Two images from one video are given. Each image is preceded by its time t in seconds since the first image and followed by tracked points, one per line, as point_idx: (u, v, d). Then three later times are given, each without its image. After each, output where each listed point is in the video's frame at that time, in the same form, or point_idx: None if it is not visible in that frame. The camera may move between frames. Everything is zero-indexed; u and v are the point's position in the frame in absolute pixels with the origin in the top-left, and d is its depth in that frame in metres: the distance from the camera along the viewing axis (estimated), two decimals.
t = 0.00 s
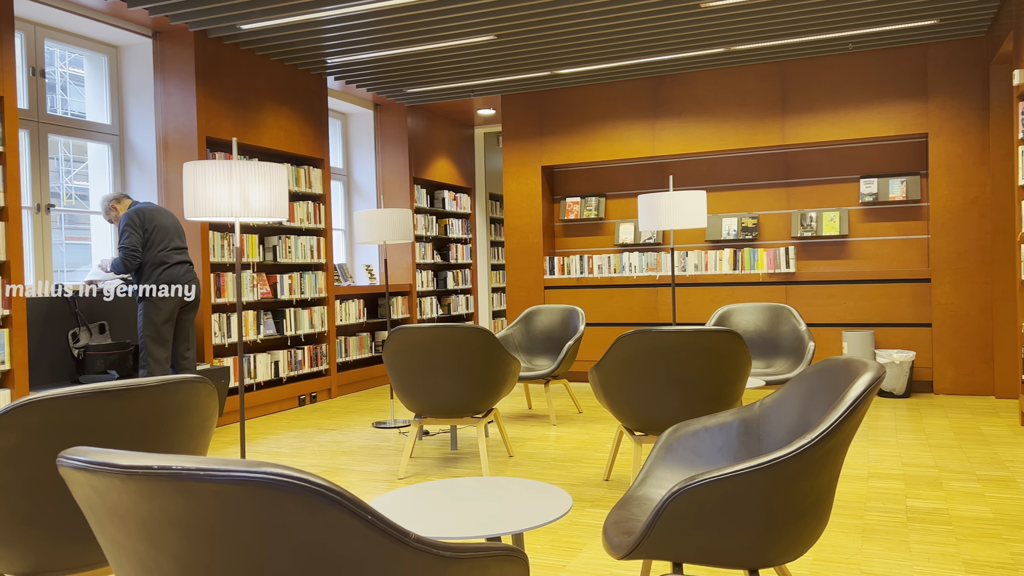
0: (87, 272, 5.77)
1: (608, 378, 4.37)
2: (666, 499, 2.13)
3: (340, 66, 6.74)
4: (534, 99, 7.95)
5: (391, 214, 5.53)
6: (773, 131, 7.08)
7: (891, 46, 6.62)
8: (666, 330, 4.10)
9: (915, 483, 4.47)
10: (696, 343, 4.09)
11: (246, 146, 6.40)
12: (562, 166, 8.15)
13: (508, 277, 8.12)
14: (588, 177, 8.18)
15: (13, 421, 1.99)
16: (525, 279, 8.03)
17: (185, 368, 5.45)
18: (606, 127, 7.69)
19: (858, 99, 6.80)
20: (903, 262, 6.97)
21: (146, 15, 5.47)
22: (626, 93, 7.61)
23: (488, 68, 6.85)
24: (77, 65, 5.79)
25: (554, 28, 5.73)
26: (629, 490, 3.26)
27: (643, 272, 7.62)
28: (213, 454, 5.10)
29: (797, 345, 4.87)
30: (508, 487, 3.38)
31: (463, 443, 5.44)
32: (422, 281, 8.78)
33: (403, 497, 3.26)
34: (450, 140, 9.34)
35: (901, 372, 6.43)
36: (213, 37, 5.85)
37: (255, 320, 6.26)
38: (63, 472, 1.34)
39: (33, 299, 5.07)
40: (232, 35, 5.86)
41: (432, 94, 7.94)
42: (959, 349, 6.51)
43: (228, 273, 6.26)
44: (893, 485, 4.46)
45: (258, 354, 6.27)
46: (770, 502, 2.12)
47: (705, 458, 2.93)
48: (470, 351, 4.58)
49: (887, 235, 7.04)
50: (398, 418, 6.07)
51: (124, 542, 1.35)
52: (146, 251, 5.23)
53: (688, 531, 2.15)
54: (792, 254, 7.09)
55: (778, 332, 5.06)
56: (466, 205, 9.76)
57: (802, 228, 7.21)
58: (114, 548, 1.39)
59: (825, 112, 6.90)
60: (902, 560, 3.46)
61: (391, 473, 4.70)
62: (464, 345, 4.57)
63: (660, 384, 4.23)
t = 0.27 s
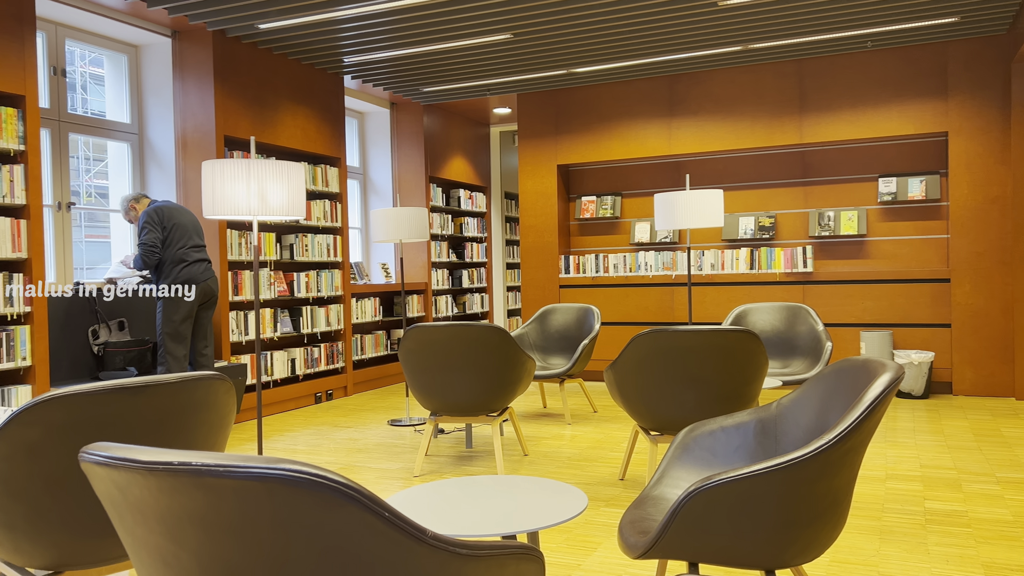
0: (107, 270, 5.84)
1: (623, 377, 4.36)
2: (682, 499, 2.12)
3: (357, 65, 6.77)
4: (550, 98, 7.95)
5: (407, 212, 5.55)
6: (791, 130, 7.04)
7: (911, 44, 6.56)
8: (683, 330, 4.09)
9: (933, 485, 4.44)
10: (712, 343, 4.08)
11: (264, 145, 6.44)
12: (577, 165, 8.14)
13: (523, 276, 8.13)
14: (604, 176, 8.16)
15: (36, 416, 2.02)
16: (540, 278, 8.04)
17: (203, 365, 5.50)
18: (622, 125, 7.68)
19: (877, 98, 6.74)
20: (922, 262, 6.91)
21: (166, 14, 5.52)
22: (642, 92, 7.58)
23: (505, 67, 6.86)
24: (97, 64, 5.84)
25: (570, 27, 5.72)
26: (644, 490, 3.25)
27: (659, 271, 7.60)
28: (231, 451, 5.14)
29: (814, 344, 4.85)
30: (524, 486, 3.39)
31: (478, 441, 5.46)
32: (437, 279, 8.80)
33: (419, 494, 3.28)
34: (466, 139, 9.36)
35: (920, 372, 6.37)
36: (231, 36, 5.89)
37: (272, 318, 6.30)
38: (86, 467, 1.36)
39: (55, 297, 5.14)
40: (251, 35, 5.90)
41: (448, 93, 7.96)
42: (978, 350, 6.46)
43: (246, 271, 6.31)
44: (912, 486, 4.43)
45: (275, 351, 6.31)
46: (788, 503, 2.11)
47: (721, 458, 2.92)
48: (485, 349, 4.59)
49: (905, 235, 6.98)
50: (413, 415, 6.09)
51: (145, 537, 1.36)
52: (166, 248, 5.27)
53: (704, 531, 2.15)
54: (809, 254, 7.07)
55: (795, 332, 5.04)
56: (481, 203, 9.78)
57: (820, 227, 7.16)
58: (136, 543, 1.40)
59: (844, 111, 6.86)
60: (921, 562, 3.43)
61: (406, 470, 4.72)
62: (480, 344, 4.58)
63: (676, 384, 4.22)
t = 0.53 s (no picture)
0: (127, 267, 5.89)
1: (640, 377, 4.36)
2: (699, 499, 2.12)
3: (375, 64, 6.79)
4: (567, 97, 7.94)
5: (424, 211, 5.56)
6: (810, 129, 6.99)
7: (932, 41, 6.50)
8: (700, 329, 4.08)
9: (953, 486, 4.39)
10: (730, 343, 4.06)
11: (282, 144, 6.48)
12: (594, 163, 8.13)
13: (540, 274, 8.13)
14: (622, 174, 8.14)
15: (58, 412, 2.05)
16: (557, 277, 8.04)
17: (222, 362, 5.54)
18: (639, 124, 7.66)
19: (897, 96, 6.68)
20: (942, 261, 6.84)
21: (185, 14, 5.56)
22: (660, 90, 7.56)
23: (522, 66, 6.86)
24: (118, 63, 5.90)
25: (588, 25, 5.71)
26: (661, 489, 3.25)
27: (676, 270, 7.58)
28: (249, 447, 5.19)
29: (833, 345, 4.82)
30: (541, 484, 3.39)
31: (494, 439, 5.47)
32: (453, 278, 8.82)
33: (436, 492, 3.29)
34: (483, 138, 9.36)
35: (940, 373, 6.31)
36: (251, 35, 5.93)
37: (290, 316, 6.34)
38: (108, 462, 1.38)
39: (76, 295, 5.19)
40: (270, 34, 5.93)
41: (465, 92, 7.98)
42: (1000, 350, 6.39)
43: (264, 269, 6.35)
44: (931, 488, 4.39)
45: (293, 349, 6.35)
46: (805, 503, 2.09)
47: (739, 458, 2.90)
48: (502, 347, 4.59)
49: (926, 234, 6.91)
50: (430, 413, 6.11)
51: (166, 531, 1.38)
52: (184, 246, 5.30)
53: (723, 531, 2.14)
54: (828, 253, 7.03)
55: (813, 332, 5.01)
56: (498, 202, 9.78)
57: (839, 226, 7.11)
58: (157, 539, 1.42)
59: (864, 109, 6.80)
60: (940, 564, 3.40)
61: (423, 468, 4.74)
62: (496, 342, 4.59)
63: (693, 383, 4.20)
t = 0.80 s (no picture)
0: (147, 263, 5.95)
1: (657, 375, 4.34)
2: (718, 498, 2.11)
3: (393, 62, 6.82)
4: (585, 95, 7.93)
5: (442, 209, 5.57)
6: (830, 126, 6.94)
7: (955, 39, 6.43)
8: (718, 328, 4.06)
9: (975, 488, 4.35)
10: (748, 342, 4.04)
11: (301, 142, 6.52)
12: (612, 161, 8.12)
13: (557, 273, 8.14)
14: (639, 172, 8.12)
15: (81, 406, 2.08)
16: (574, 275, 8.04)
17: (242, 358, 5.59)
18: (657, 122, 7.63)
19: (919, 94, 6.62)
20: (964, 261, 6.77)
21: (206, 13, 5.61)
22: (678, 88, 7.54)
23: (540, 64, 6.86)
24: (139, 62, 5.96)
25: (607, 23, 5.70)
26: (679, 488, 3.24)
27: (694, 268, 7.56)
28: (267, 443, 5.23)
29: (852, 344, 4.78)
30: (558, 482, 3.39)
31: (510, 437, 5.47)
32: (470, 276, 8.84)
33: (453, 488, 3.30)
34: (500, 136, 9.37)
35: (961, 374, 6.25)
36: (270, 33, 5.97)
37: (308, 313, 6.38)
38: (132, 456, 1.40)
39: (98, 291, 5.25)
40: (289, 32, 5.97)
41: (483, 90, 7.99)
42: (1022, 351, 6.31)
43: (283, 266, 6.40)
44: (952, 489, 4.35)
45: (311, 345, 6.40)
46: (825, 503, 2.08)
47: (757, 457, 2.89)
48: (519, 345, 4.60)
49: (948, 233, 6.85)
50: (446, 411, 6.13)
51: (188, 524, 1.39)
52: (203, 243, 5.33)
53: (741, 530, 2.13)
54: (848, 252, 6.98)
55: (832, 332, 4.97)
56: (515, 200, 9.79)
57: (859, 225, 7.06)
58: (180, 532, 1.43)
59: (885, 107, 6.74)
60: (962, 566, 3.37)
61: (440, 465, 4.75)
62: (513, 340, 4.59)
63: (711, 382, 4.19)
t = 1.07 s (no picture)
0: (168, 260, 6.01)
1: (675, 374, 4.33)
2: (736, 498, 2.10)
3: (412, 60, 6.85)
4: (604, 92, 7.92)
5: (460, 206, 5.59)
6: (851, 124, 6.88)
7: (979, 35, 6.36)
8: (737, 327, 4.04)
9: (998, 490, 4.30)
10: (767, 341, 4.02)
11: (321, 140, 6.55)
12: (630, 159, 8.10)
13: (574, 271, 8.13)
14: (658, 170, 8.09)
15: (105, 401, 2.11)
16: (591, 273, 8.03)
17: (261, 355, 5.63)
18: (676, 120, 7.60)
19: (942, 91, 6.55)
20: (987, 261, 6.69)
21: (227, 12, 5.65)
22: (697, 86, 7.50)
23: (558, 62, 6.85)
24: (161, 61, 6.02)
25: (626, 20, 5.69)
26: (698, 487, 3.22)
27: (713, 267, 7.54)
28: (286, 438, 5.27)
29: (873, 344, 4.75)
30: (575, 480, 3.39)
31: (527, 435, 5.48)
32: (487, 274, 8.85)
33: (471, 485, 3.31)
34: (518, 134, 9.38)
35: (984, 375, 6.17)
36: (291, 32, 6.01)
37: (327, 310, 6.42)
38: (154, 450, 1.42)
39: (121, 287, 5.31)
40: (309, 30, 6.00)
41: (501, 88, 8.00)
42: None
43: (302, 264, 6.44)
44: (975, 491, 4.30)
45: (330, 342, 6.44)
46: (845, 503, 2.06)
47: (776, 457, 2.87)
48: (536, 344, 4.60)
49: (971, 233, 6.77)
50: (463, 408, 6.14)
51: (210, 518, 1.40)
52: (222, 240, 5.37)
53: (760, 530, 2.12)
54: (869, 251, 6.91)
55: (853, 331, 4.94)
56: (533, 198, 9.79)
57: (880, 224, 7.00)
58: (201, 526, 1.45)
59: (907, 104, 6.68)
60: (984, 568, 3.33)
61: (457, 462, 4.77)
62: (530, 338, 4.59)
63: (729, 381, 4.17)
